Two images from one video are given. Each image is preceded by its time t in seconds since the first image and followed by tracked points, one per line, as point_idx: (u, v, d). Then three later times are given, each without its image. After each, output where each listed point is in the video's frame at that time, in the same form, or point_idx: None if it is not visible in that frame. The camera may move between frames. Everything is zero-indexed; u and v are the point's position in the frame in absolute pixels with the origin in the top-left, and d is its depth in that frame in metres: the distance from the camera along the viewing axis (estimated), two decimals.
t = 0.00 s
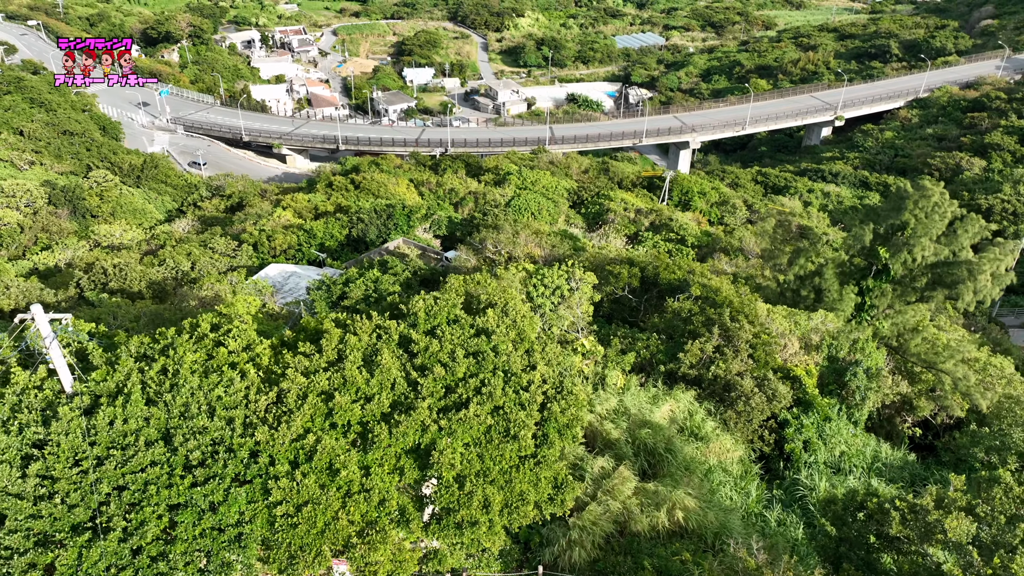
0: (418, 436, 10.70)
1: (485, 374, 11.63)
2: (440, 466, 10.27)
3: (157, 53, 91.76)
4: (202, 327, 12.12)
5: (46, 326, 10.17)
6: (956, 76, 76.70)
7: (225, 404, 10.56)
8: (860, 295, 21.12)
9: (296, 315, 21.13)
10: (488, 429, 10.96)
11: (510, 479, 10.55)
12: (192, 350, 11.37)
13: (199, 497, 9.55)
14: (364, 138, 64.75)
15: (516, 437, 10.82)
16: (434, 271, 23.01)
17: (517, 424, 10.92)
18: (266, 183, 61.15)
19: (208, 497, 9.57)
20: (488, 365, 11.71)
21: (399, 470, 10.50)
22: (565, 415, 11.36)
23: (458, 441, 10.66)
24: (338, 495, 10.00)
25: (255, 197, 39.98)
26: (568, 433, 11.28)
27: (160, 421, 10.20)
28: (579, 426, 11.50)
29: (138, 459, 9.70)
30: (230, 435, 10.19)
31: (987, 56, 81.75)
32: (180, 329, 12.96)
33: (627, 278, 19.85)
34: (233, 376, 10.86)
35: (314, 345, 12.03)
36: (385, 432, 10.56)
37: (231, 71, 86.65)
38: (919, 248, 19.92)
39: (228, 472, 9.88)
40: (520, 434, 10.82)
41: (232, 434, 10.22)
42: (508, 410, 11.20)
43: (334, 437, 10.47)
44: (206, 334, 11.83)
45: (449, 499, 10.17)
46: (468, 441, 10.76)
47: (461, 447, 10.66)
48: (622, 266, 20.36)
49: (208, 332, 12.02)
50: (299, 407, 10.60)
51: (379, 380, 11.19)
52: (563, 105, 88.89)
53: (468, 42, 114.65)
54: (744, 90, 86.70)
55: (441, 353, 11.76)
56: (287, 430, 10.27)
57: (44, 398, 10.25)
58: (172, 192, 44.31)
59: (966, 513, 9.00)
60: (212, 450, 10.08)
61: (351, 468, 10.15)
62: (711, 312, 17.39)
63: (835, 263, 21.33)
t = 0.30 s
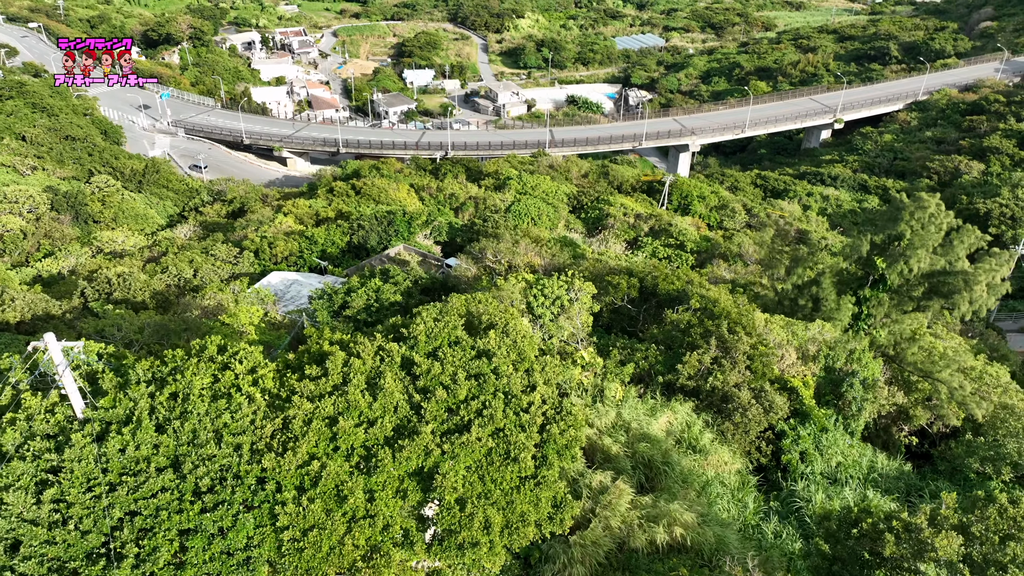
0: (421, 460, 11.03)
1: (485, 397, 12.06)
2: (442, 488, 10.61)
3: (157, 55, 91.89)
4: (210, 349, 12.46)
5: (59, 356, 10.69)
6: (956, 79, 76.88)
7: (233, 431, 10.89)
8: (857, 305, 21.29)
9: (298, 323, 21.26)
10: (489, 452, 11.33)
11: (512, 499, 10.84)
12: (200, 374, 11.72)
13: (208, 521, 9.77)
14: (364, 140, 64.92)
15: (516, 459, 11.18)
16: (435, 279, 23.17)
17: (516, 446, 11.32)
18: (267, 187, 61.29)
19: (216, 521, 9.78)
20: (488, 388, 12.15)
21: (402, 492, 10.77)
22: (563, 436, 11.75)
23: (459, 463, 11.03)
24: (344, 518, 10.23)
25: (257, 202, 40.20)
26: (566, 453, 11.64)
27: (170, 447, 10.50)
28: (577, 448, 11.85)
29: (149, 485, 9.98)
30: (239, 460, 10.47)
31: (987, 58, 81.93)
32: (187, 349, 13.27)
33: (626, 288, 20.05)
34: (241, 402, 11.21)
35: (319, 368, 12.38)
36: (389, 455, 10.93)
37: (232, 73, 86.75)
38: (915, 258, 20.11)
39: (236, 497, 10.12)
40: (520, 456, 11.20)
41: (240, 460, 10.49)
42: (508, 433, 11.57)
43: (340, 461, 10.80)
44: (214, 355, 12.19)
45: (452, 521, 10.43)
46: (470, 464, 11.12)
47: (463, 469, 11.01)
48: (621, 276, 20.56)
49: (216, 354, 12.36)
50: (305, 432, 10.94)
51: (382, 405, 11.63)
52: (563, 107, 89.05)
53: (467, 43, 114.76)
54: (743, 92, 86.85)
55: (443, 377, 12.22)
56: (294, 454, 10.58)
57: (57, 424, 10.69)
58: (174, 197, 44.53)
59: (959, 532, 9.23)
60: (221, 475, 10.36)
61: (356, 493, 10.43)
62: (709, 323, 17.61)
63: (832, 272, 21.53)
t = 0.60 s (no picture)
0: (422, 499, 11.19)
1: (484, 435, 12.30)
2: (444, 529, 10.78)
3: (160, 72, 92.52)
4: (216, 388, 12.67)
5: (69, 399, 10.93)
6: (952, 96, 77.36)
7: (238, 473, 11.06)
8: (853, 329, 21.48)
9: (299, 348, 21.38)
10: (489, 491, 11.51)
11: (512, 540, 10.99)
12: (206, 415, 11.92)
13: (214, 568, 9.85)
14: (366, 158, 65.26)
15: (516, 499, 11.37)
16: (436, 302, 23.36)
17: (516, 487, 11.50)
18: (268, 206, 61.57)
19: (221, 566, 9.87)
20: (488, 427, 12.38)
21: (403, 532, 10.90)
22: (562, 475, 11.94)
23: (460, 503, 11.20)
24: (348, 559, 10.33)
25: (258, 222, 40.46)
26: (566, 490, 11.80)
27: (174, 490, 10.64)
28: (577, 485, 12.01)
29: (155, 530, 10.10)
30: (244, 504, 10.62)
31: (983, 76, 82.47)
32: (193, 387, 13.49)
33: (625, 313, 20.22)
34: (246, 442, 11.39)
35: (322, 408, 12.60)
36: (391, 495, 11.09)
37: (233, 90, 87.34)
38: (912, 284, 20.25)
39: (241, 540, 10.23)
40: (520, 496, 11.40)
41: (245, 503, 10.67)
42: (508, 472, 11.76)
43: (343, 502, 10.96)
44: (220, 395, 12.39)
45: (454, 561, 10.58)
46: (470, 503, 11.28)
47: (464, 510, 11.15)
48: (620, 301, 20.73)
49: (221, 393, 12.59)
50: (309, 474, 11.12)
51: (384, 444, 11.85)
52: (562, 124, 89.59)
53: (468, 60, 115.52)
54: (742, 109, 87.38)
55: (444, 415, 12.46)
56: (298, 497, 10.75)
57: (66, 468, 10.93)
58: (176, 217, 44.81)
59: (953, 568, 9.38)
60: (227, 517, 10.49)
61: (360, 534, 10.56)
62: (708, 351, 17.80)
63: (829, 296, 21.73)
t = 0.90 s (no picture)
0: (421, 558, 11.29)
1: (482, 492, 12.47)
2: None
3: (164, 107, 93.68)
4: (220, 447, 12.92)
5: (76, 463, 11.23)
6: (948, 131, 78.21)
7: (240, 533, 11.26)
8: (851, 371, 21.61)
9: (300, 390, 21.41)
10: (487, 549, 11.64)
11: None
12: (210, 475, 12.18)
13: None
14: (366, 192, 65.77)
15: (513, 557, 11.49)
16: (436, 343, 23.55)
17: (514, 545, 11.62)
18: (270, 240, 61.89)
19: None
20: (487, 485, 12.56)
21: None
22: (559, 531, 12.06)
23: (459, 562, 11.31)
24: None
25: (259, 259, 40.75)
26: (564, 546, 11.90)
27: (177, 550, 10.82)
28: (575, 541, 12.10)
29: None
30: (245, 564, 10.79)
31: (977, 111, 83.47)
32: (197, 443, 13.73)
33: (624, 356, 20.39)
34: (248, 502, 11.62)
35: (324, 466, 12.81)
36: (390, 554, 11.23)
37: (236, 124, 88.43)
38: (908, 327, 20.35)
39: None
40: (517, 554, 11.51)
41: (247, 563, 10.83)
42: (506, 530, 11.89)
43: (343, 562, 11.10)
44: (223, 455, 12.67)
45: None
46: (469, 562, 11.40)
47: (463, 569, 11.27)
48: (619, 344, 20.89)
49: (225, 452, 12.83)
50: (309, 534, 11.29)
51: (384, 504, 12.01)
52: (561, 158, 90.43)
53: (468, 94, 116.98)
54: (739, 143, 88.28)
55: (443, 473, 12.65)
56: (299, 558, 10.92)
57: (73, 529, 11.17)
58: (178, 252, 45.10)
59: None
60: None
61: None
62: (706, 396, 17.97)
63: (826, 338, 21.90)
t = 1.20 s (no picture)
0: None
1: (481, 552, 12.68)
2: None
3: (167, 143, 94.81)
4: (222, 505, 13.15)
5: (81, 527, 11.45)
6: (943, 168, 78.97)
7: None
8: (851, 416, 21.63)
9: (300, 435, 21.41)
10: None
11: None
12: (214, 536, 12.40)
13: None
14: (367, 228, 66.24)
15: None
16: (435, 387, 23.67)
17: None
18: (271, 277, 62.14)
19: None
20: (486, 546, 12.80)
21: None
22: None
23: None
24: None
25: (260, 298, 40.98)
26: None
27: None
28: None
29: None
30: None
31: (972, 147, 84.40)
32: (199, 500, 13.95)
33: (623, 402, 20.51)
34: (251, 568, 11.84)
35: (326, 526, 13.03)
36: None
37: (238, 160, 89.63)
38: (906, 372, 20.44)
39: None
40: None
41: None
42: None
43: None
44: (226, 513, 12.90)
45: None
46: None
47: None
48: (618, 389, 21.00)
49: (227, 510, 13.06)
50: None
51: (385, 565, 12.14)
52: (561, 193, 91.19)
53: (469, 130, 118.31)
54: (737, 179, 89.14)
55: (443, 534, 12.88)
56: None
57: None
58: (180, 290, 45.37)
59: None
60: None
61: None
62: (705, 443, 18.07)
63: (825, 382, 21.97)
